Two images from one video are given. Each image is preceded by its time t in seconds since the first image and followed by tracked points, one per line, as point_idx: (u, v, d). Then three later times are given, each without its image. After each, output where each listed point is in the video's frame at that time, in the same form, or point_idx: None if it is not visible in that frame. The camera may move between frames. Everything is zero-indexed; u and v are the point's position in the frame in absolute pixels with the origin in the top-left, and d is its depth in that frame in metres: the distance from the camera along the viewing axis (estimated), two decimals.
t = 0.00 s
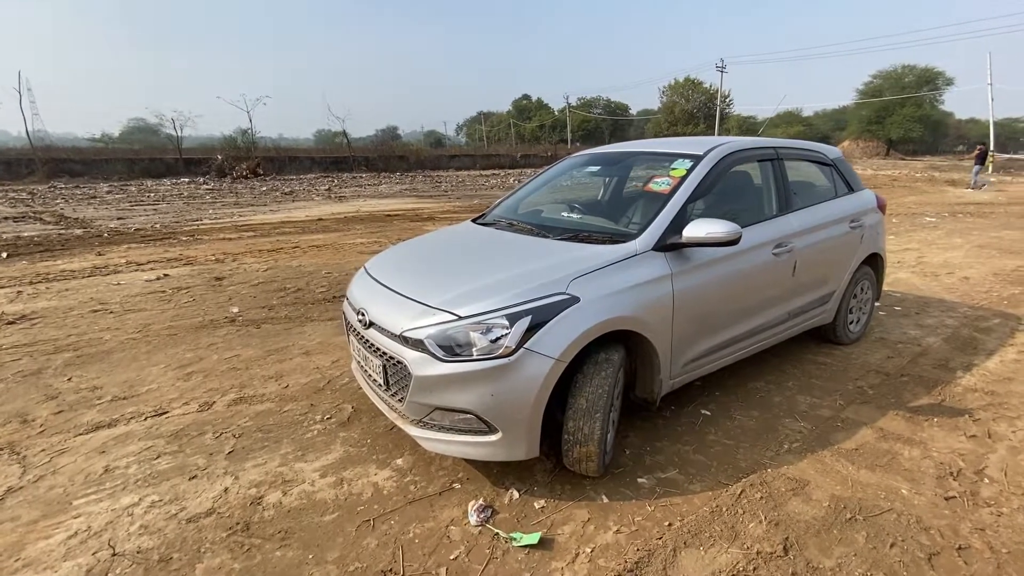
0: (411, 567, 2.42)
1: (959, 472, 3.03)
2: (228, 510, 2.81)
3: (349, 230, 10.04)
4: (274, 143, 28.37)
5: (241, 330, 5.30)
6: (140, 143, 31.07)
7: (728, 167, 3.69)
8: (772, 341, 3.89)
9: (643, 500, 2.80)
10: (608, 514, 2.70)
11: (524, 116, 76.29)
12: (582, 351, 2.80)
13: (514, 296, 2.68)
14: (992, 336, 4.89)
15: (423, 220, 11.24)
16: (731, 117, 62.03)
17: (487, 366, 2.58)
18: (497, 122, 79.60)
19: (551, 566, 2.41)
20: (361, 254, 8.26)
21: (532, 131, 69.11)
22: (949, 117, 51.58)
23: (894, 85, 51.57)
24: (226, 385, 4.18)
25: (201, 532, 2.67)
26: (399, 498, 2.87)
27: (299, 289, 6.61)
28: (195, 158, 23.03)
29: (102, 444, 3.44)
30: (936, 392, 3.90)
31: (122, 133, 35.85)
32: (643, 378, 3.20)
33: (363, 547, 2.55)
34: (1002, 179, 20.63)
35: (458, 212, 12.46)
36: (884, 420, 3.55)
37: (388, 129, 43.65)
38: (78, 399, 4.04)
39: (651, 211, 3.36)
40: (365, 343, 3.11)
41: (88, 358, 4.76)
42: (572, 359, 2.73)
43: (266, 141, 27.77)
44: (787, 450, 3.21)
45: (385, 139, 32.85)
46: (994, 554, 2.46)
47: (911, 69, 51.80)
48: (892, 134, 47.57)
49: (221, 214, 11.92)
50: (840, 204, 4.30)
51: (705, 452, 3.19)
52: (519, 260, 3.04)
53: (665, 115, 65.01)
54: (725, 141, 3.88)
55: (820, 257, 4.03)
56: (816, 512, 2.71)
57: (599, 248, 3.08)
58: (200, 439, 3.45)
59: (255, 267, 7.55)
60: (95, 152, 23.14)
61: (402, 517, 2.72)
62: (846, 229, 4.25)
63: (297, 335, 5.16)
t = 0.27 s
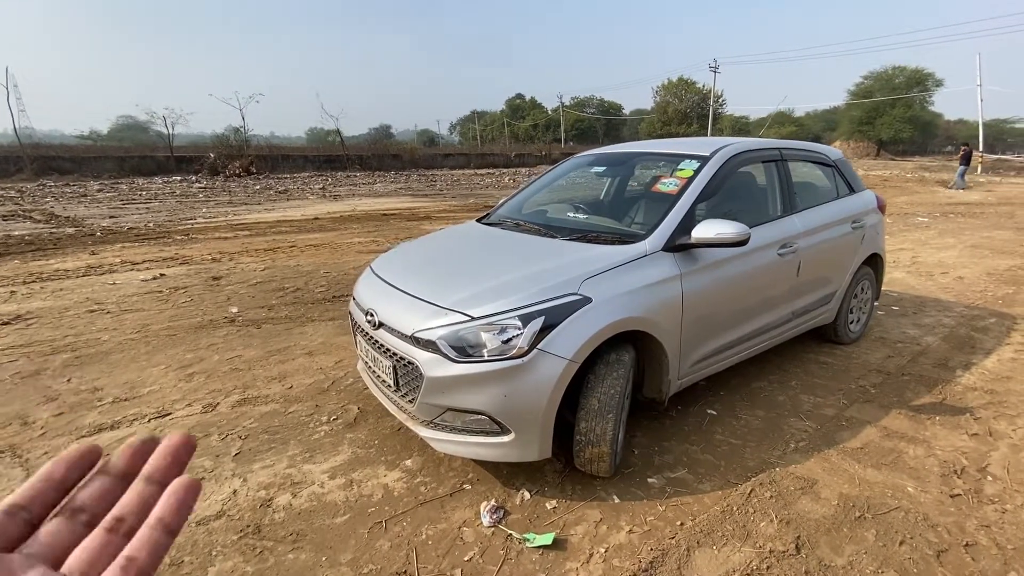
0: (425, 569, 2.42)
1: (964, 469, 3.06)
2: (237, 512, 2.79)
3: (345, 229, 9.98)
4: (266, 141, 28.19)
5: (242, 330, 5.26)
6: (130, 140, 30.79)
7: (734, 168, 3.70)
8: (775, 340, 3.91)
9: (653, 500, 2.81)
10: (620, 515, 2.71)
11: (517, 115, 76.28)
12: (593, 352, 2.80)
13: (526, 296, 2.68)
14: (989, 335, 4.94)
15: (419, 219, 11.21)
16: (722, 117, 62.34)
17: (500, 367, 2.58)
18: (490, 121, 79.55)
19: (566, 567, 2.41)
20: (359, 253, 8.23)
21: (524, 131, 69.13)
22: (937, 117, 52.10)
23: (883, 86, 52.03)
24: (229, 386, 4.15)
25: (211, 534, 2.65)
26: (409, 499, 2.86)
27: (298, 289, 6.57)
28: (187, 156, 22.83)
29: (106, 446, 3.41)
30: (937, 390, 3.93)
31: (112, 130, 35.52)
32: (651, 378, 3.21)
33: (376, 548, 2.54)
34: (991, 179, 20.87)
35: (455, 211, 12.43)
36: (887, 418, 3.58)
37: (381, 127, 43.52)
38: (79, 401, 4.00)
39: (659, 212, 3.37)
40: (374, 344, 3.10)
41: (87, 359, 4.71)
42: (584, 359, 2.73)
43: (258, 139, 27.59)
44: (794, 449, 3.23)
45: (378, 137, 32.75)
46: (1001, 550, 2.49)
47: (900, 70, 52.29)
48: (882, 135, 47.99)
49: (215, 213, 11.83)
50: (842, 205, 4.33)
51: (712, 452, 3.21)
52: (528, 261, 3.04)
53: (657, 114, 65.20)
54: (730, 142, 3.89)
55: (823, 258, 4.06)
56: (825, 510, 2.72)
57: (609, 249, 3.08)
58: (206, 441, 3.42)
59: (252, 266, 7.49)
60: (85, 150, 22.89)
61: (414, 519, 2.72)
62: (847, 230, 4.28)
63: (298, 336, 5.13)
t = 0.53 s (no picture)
0: (435, 568, 2.40)
1: (968, 466, 3.07)
2: (242, 513, 2.75)
3: (340, 226, 9.90)
4: (258, 138, 27.95)
5: (239, 328, 5.20)
6: (118, 136, 30.41)
7: (738, 165, 3.69)
8: (778, 338, 3.91)
9: (662, 498, 2.80)
10: (629, 512, 2.70)
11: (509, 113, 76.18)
12: (602, 349, 2.78)
13: (536, 293, 2.66)
14: (986, 332, 4.98)
15: (415, 216, 11.14)
16: (714, 115, 62.56)
17: (510, 365, 2.56)
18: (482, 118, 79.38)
19: (577, 565, 2.40)
20: (355, 251, 8.16)
21: (516, 128, 69.04)
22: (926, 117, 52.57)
23: (873, 85, 52.43)
24: (228, 384, 4.10)
25: (216, 535, 2.61)
26: (416, 498, 2.83)
27: (294, 287, 6.50)
28: (177, 152, 22.57)
29: (105, 445, 3.35)
30: (939, 387, 3.95)
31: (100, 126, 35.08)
32: (658, 375, 3.20)
33: (385, 548, 2.51)
34: (980, 179, 21.06)
35: (450, 208, 12.37)
36: (890, 415, 3.59)
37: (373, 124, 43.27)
38: (75, 400, 3.93)
39: (665, 208, 3.35)
40: (379, 341, 3.06)
41: (82, 357, 4.63)
42: (594, 357, 2.71)
43: (249, 135, 27.34)
44: (800, 446, 3.23)
45: (371, 134, 32.56)
46: (1009, 546, 2.49)
47: (889, 70, 52.70)
48: (872, 134, 48.35)
49: (207, 209, 11.70)
50: (844, 203, 4.34)
51: (719, 449, 3.20)
52: (535, 257, 3.02)
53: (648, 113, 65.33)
54: (734, 140, 3.89)
55: (825, 255, 4.06)
56: (833, 507, 2.72)
57: (616, 246, 3.06)
58: (207, 440, 3.37)
59: (247, 263, 7.41)
60: (73, 145, 22.59)
61: (422, 518, 2.69)
62: (849, 227, 4.29)
63: (297, 334, 5.07)
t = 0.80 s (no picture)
0: (437, 567, 2.38)
1: (965, 462, 3.09)
2: (240, 512, 2.72)
3: (334, 223, 9.84)
4: (249, 134, 27.71)
5: (233, 325, 5.15)
6: (107, 131, 30.05)
7: (738, 162, 3.69)
8: (776, 335, 3.92)
9: (663, 495, 2.80)
10: (630, 510, 2.69)
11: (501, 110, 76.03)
12: (604, 347, 2.77)
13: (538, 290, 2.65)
14: (979, 329, 5.02)
15: (409, 213, 11.09)
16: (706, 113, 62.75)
17: (513, 362, 2.54)
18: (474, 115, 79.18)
19: (579, 563, 2.39)
20: (350, 248, 8.11)
21: (509, 125, 68.93)
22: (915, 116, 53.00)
23: (863, 85, 52.78)
24: (223, 382, 4.06)
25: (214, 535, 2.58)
26: (416, 497, 2.82)
27: (289, 284, 6.45)
28: (167, 147, 22.32)
29: (98, 444, 3.30)
30: (933, 384, 3.98)
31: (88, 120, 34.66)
32: (657, 372, 3.20)
33: (385, 547, 2.50)
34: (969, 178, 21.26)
35: (444, 205, 12.33)
36: (887, 412, 3.61)
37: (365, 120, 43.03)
38: (68, 398, 3.88)
39: (665, 206, 3.35)
40: (377, 339, 3.04)
41: (74, 355, 4.57)
42: (596, 354, 2.70)
43: (240, 131, 27.10)
44: (798, 443, 3.24)
45: (363, 130, 32.37)
46: (1008, 542, 2.51)
47: (879, 70, 53.08)
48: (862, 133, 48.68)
49: (198, 206, 11.58)
50: (840, 201, 4.35)
51: (718, 446, 3.21)
52: (536, 255, 3.00)
53: (641, 110, 65.41)
54: (733, 137, 3.88)
55: (822, 253, 4.07)
56: (833, 503, 2.73)
57: (617, 243, 3.05)
58: (203, 439, 3.33)
59: (240, 260, 7.34)
60: (61, 140, 22.30)
61: (422, 516, 2.67)
62: (846, 226, 4.31)
63: (292, 331, 5.03)
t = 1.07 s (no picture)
0: (427, 568, 2.36)
1: (955, 460, 3.10)
2: (228, 513, 2.69)
3: (327, 219, 9.78)
4: (242, 129, 27.51)
5: (224, 323, 5.11)
6: (98, 125, 29.77)
7: (731, 161, 3.67)
8: (768, 334, 3.92)
9: (655, 494, 2.79)
10: (622, 509, 2.68)
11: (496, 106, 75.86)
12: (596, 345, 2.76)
13: (530, 289, 2.63)
14: (969, 328, 5.04)
15: (402, 210, 11.04)
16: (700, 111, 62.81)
17: (504, 361, 2.52)
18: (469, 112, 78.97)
19: (570, 564, 2.38)
20: (342, 244, 8.06)
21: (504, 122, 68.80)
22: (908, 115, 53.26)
23: (857, 83, 52.98)
24: (213, 381, 4.02)
25: (201, 536, 2.55)
26: (407, 497, 2.80)
27: (280, 281, 6.40)
28: (159, 142, 22.11)
29: (85, 444, 3.26)
30: (925, 382, 3.98)
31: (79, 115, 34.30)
32: (650, 371, 3.19)
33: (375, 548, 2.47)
34: (961, 177, 21.38)
35: (438, 202, 12.28)
36: (878, 410, 3.61)
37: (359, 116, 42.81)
38: (54, 397, 3.83)
39: (659, 204, 3.33)
40: (368, 337, 3.01)
41: (61, 352, 4.51)
42: (588, 353, 2.68)
43: (233, 126, 26.90)
44: (791, 442, 3.24)
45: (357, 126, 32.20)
46: (998, 541, 2.52)
47: (873, 69, 53.28)
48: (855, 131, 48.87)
49: (189, 202, 11.48)
50: (834, 199, 4.35)
51: (710, 445, 3.20)
52: (529, 253, 2.98)
53: (635, 108, 65.41)
54: (727, 135, 3.87)
55: (815, 252, 4.07)
56: (825, 502, 2.72)
57: (610, 241, 3.03)
58: (191, 438, 3.30)
59: (232, 257, 7.28)
60: (51, 135, 22.07)
61: (413, 517, 2.65)
62: (838, 224, 4.30)
63: (283, 329, 4.99)
